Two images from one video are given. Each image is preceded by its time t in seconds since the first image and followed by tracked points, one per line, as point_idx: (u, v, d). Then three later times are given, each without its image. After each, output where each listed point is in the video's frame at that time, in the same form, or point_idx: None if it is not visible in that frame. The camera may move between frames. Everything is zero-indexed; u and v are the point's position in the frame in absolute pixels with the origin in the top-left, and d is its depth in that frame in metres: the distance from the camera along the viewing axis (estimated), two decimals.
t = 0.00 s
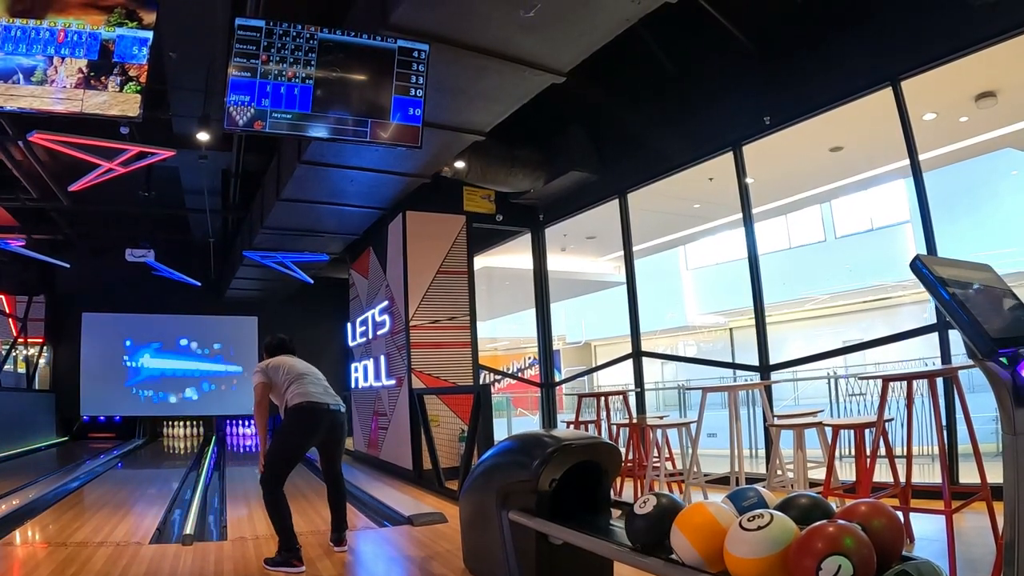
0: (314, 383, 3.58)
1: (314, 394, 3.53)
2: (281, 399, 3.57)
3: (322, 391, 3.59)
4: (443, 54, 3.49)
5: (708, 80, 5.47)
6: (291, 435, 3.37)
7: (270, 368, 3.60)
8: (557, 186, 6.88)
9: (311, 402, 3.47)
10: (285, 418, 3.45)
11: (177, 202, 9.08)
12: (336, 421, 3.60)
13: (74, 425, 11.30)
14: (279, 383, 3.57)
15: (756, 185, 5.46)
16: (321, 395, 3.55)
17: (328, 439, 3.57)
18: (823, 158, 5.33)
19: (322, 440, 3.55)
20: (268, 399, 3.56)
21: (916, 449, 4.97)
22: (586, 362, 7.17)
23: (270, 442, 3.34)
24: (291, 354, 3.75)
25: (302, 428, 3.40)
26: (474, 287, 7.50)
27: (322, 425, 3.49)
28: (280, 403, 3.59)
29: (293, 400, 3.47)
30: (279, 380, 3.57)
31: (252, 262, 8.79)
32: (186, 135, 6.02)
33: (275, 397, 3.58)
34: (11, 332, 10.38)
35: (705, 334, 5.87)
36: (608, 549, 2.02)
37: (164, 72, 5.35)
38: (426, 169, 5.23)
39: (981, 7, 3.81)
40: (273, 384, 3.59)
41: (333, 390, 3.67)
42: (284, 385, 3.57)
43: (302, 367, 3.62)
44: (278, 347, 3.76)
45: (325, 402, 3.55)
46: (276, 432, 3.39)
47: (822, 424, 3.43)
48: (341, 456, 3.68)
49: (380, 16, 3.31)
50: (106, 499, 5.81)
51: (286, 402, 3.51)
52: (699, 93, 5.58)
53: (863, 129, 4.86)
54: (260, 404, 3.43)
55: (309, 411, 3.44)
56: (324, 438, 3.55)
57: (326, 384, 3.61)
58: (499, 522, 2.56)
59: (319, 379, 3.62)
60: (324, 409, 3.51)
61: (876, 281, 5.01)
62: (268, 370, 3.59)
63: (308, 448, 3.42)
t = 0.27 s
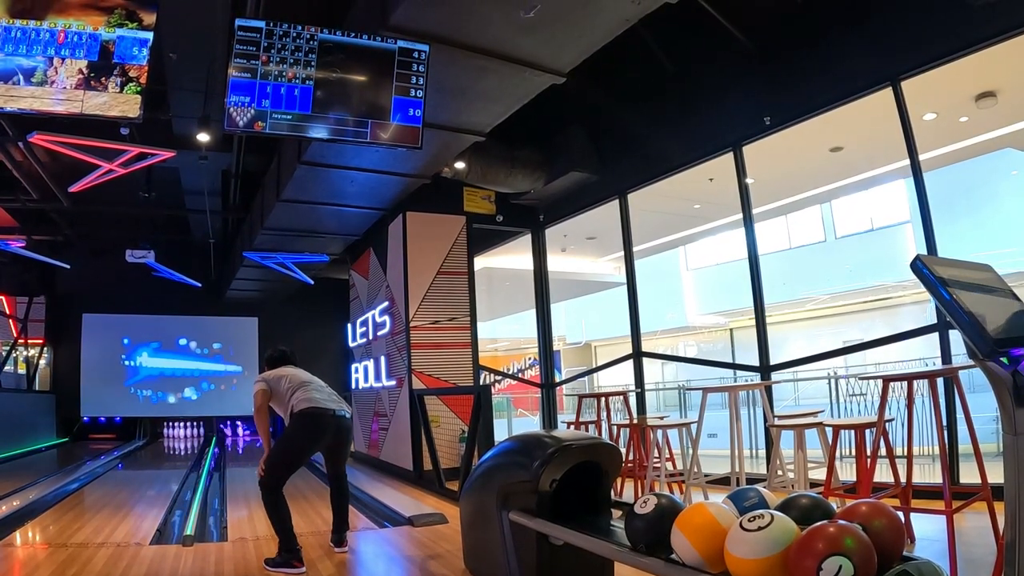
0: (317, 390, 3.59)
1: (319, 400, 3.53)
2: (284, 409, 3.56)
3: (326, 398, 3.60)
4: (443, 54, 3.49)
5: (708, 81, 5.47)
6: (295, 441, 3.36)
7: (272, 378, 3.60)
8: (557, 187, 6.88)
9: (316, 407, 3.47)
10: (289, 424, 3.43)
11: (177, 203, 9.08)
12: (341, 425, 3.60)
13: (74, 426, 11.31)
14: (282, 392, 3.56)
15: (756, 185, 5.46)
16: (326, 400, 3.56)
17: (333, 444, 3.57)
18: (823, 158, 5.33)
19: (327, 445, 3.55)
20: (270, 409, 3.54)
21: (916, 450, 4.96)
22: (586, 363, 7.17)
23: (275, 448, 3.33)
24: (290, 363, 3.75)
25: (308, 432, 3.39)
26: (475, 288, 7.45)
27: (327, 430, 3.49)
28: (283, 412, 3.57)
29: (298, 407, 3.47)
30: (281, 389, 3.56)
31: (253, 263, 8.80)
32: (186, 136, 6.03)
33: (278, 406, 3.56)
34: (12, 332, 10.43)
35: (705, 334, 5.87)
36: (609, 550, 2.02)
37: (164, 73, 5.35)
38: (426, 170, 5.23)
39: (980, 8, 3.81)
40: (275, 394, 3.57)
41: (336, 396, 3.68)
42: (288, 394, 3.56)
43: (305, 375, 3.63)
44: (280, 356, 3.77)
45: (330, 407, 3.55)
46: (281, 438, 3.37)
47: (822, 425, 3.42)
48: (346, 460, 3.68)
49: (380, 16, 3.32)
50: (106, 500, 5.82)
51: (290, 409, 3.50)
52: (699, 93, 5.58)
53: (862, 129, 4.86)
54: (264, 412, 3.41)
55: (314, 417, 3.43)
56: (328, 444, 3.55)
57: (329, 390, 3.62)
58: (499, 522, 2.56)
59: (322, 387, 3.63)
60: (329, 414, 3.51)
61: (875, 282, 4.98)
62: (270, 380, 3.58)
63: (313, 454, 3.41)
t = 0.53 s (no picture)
0: (319, 392, 3.59)
1: (321, 401, 3.53)
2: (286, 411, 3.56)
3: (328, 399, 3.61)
4: (444, 55, 3.49)
5: (708, 81, 5.48)
6: (299, 441, 3.36)
7: (273, 380, 3.59)
8: (557, 187, 6.88)
9: (318, 408, 3.48)
10: (292, 425, 3.43)
11: (177, 204, 9.09)
12: (343, 426, 3.61)
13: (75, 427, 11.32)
14: (283, 394, 3.56)
15: (756, 186, 5.46)
16: (328, 401, 3.56)
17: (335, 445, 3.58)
18: (823, 158, 5.34)
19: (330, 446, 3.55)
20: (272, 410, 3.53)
21: (917, 450, 4.96)
22: (586, 363, 7.17)
23: (277, 450, 3.33)
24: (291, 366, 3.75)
25: (310, 433, 3.39)
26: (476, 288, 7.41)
27: (330, 432, 3.49)
28: (284, 414, 3.57)
29: (300, 408, 3.47)
30: (283, 391, 3.56)
31: (253, 264, 8.81)
32: (186, 137, 6.03)
33: (280, 409, 3.56)
34: (12, 333, 10.43)
35: (705, 334, 5.87)
36: (610, 550, 2.02)
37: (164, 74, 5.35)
38: (426, 170, 5.23)
39: (980, 7, 3.81)
40: (276, 396, 3.57)
41: (338, 398, 3.69)
42: (289, 396, 3.56)
43: (306, 376, 3.63)
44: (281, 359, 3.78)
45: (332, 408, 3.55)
46: (283, 439, 3.38)
47: (822, 425, 3.42)
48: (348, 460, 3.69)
49: (380, 17, 3.32)
50: (107, 501, 5.82)
51: (292, 411, 3.50)
52: (699, 93, 5.58)
53: (862, 129, 4.86)
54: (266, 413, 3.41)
55: (316, 418, 3.43)
56: (330, 445, 3.55)
57: (331, 392, 3.62)
58: (499, 523, 2.56)
59: (324, 389, 3.63)
60: (331, 415, 3.51)
61: (874, 282, 4.96)
62: (271, 382, 3.58)
63: (315, 455, 3.41)
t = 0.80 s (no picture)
0: (322, 393, 3.59)
1: (324, 403, 3.54)
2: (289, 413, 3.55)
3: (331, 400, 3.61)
4: (444, 56, 3.49)
5: (709, 80, 5.47)
6: (302, 442, 3.36)
7: (276, 382, 3.59)
8: (558, 188, 6.88)
9: (321, 409, 3.48)
10: (295, 427, 3.43)
11: (179, 205, 9.10)
12: (346, 428, 3.61)
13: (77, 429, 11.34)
14: (286, 396, 3.56)
15: (758, 185, 5.46)
16: (331, 403, 3.56)
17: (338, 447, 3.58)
18: (824, 157, 5.33)
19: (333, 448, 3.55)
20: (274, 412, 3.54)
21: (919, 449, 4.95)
22: (588, 363, 7.17)
23: (280, 451, 3.33)
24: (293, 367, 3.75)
25: (313, 435, 3.40)
26: (478, 288, 7.38)
27: (333, 433, 3.49)
28: (287, 415, 3.57)
29: (303, 409, 3.47)
30: (286, 392, 3.56)
31: (254, 265, 8.82)
32: (187, 137, 6.06)
33: (283, 410, 3.56)
34: (13, 335, 10.39)
35: (706, 334, 5.86)
36: (614, 550, 2.01)
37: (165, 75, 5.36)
38: (428, 171, 5.23)
39: (981, 5, 3.81)
40: (279, 397, 3.57)
41: (340, 399, 3.68)
42: (292, 398, 3.56)
43: (308, 377, 3.63)
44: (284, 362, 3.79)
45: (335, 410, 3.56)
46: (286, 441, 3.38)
47: (824, 423, 3.41)
48: (352, 461, 3.70)
49: (381, 18, 3.32)
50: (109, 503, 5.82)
51: (295, 412, 3.50)
52: (700, 92, 5.58)
53: (863, 128, 4.86)
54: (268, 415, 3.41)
55: (320, 419, 3.44)
56: (333, 446, 3.55)
57: (334, 393, 3.62)
58: (502, 524, 2.56)
59: (326, 390, 3.63)
60: (334, 416, 3.52)
61: (877, 281, 4.95)
62: (274, 384, 3.58)
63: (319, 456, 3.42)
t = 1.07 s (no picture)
0: (324, 395, 3.59)
1: (325, 404, 3.53)
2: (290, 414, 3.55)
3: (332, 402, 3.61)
4: (445, 56, 3.49)
5: (709, 81, 5.48)
6: (303, 444, 3.36)
7: (277, 383, 3.59)
8: (558, 188, 6.88)
9: (322, 411, 3.48)
10: (296, 428, 3.43)
11: (179, 206, 9.11)
12: (348, 430, 3.61)
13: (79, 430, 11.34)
14: (287, 397, 3.55)
15: (758, 185, 5.46)
16: (333, 405, 3.56)
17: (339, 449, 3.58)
18: (825, 157, 5.33)
19: (334, 450, 3.55)
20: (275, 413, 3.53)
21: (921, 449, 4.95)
22: (589, 364, 7.17)
23: (282, 452, 3.33)
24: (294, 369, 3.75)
25: (314, 436, 3.39)
26: (478, 288, 7.32)
27: (334, 435, 3.48)
28: (288, 417, 3.56)
29: (304, 411, 3.47)
30: (287, 394, 3.55)
31: (255, 266, 8.83)
32: (188, 139, 6.14)
33: (284, 411, 3.56)
34: (14, 336, 10.51)
35: (707, 334, 5.87)
36: (616, 552, 2.01)
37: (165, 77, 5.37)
38: (428, 172, 5.23)
39: (981, 5, 3.81)
40: (280, 399, 3.57)
41: (342, 401, 3.68)
42: (294, 399, 3.55)
43: (310, 379, 3.63)
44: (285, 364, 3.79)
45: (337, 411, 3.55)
46: (288, 441, 3.38)
47: (825, 424, 3.41)
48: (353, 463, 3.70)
49: (381, 18, 3.32)
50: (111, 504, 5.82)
51: (296, 413, 3.50)
52: (701, 93, 5.58)
53: (863, 128, 4.86)
54: (269, 417, 3.41)
55: (321, 420, 3.44)
56: (334, 448, 3.55)
57: (336, 395, 3.62)
58: (503, 524, 2.55)
59: (328, 391, 3.63)
60: (336, 418, 3.52)
61: (878, 281, 4.96)
62: (275, 385, 3.58)
63: (319, 457, 3.42)
